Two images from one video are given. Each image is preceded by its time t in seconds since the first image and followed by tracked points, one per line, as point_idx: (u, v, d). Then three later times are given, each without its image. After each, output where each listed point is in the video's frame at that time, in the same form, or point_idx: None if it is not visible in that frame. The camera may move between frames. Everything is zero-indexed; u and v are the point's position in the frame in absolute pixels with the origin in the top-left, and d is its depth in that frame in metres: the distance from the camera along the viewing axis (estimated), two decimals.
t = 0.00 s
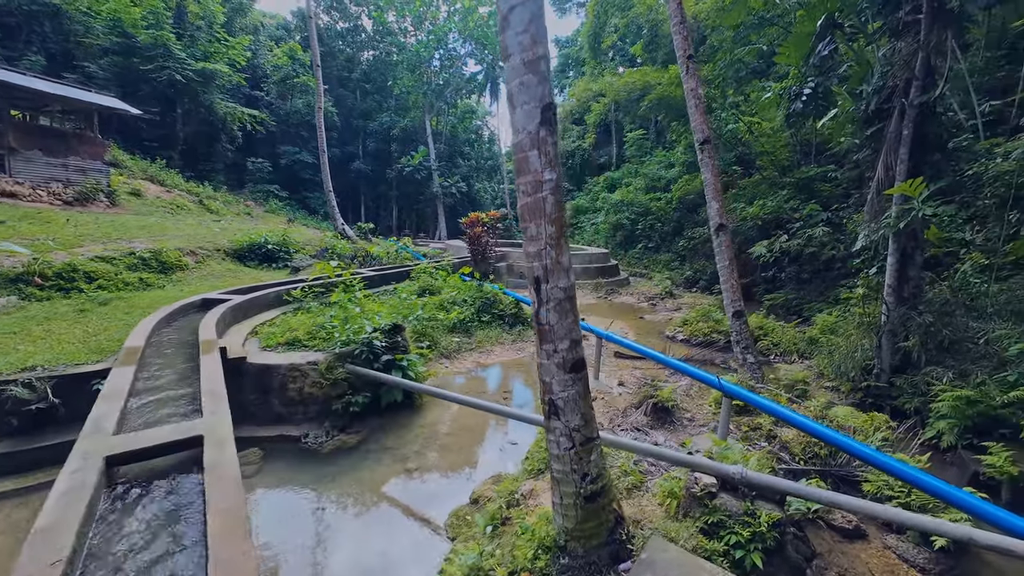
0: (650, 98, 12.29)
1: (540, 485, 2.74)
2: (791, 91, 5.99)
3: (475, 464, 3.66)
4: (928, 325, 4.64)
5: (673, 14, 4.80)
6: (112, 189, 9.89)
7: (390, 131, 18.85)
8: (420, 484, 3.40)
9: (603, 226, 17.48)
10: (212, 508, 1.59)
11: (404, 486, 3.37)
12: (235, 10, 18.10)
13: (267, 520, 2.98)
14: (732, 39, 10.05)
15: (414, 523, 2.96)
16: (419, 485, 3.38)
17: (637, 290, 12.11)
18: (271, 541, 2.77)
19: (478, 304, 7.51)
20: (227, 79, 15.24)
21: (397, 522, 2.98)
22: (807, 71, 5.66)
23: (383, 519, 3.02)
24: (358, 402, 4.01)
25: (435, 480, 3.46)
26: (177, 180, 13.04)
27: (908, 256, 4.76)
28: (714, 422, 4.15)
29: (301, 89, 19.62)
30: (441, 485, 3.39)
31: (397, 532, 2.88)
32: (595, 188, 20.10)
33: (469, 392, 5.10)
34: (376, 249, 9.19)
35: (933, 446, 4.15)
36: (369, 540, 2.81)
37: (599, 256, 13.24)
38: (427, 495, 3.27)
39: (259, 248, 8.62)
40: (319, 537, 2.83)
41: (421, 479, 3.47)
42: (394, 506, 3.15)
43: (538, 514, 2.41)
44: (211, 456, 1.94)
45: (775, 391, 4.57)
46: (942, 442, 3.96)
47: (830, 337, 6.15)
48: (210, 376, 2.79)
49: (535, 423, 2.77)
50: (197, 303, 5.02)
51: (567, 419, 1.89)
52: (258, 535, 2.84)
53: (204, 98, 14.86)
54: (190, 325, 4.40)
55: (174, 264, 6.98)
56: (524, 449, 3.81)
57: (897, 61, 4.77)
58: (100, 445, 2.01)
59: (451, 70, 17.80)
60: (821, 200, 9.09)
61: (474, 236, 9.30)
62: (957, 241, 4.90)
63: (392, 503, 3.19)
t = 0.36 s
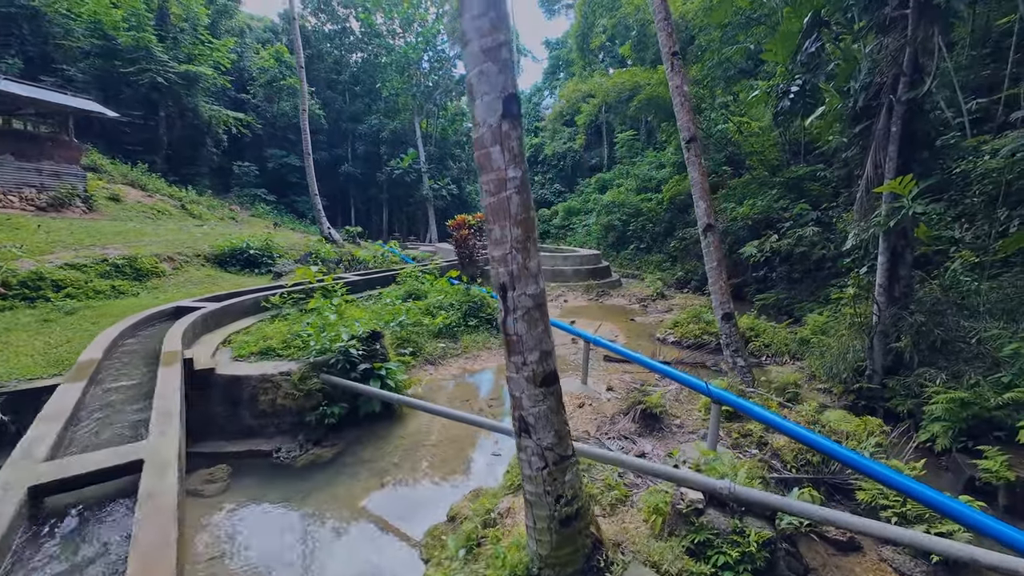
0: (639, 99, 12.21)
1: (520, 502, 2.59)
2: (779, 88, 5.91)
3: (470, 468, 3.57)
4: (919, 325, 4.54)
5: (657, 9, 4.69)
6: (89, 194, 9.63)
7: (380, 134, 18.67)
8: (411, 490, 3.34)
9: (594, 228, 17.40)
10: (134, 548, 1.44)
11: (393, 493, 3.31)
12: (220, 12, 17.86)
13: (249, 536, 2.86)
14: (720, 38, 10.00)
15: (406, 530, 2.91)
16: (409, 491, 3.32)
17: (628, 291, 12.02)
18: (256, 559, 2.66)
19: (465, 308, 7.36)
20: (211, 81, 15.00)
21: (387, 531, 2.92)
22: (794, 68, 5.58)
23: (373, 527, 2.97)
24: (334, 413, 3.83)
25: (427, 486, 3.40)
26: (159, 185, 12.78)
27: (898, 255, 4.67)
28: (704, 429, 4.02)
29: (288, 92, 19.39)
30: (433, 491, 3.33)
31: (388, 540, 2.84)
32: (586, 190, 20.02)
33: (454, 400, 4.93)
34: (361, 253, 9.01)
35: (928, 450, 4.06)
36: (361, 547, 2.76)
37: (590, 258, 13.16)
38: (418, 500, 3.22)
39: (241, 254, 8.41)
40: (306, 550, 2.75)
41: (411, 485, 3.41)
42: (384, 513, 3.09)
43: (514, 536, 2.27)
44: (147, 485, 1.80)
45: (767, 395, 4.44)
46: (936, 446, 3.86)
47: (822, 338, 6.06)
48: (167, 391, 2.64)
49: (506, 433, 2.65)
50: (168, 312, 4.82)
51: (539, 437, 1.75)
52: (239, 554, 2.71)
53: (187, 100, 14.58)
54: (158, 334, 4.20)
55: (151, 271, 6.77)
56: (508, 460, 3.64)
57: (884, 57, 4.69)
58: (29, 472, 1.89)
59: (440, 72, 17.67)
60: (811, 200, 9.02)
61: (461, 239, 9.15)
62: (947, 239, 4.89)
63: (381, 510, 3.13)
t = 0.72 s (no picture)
0: (629, 101, 12.16)
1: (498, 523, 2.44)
2: (767, 89, 5.83)
3: (465, 473, 3.48)
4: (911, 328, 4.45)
5: (642, 7, 4.58)
6: (65, 199, 9.35)
7: (369, 137, 18.49)
8: (405, 497, 3.25)
9: (585, 230, 17.33)
10: None
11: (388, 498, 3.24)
12: (206, 14, 17.62)
13: (234, 548, 2.77)
14: (708, 39, 9.95)
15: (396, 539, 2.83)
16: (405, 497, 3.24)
17: (620, 294, 11.93)
18: (238, 572, 2.58)
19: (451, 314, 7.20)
20: (195, 84, 14.73)
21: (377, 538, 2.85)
22: (782, 68, 5.50)
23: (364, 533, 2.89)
24: (308, 427, 3.65)
25: (422, 491, 3.31)
26: (141, 189, 12.50)
27: (889, 257, 4.57)
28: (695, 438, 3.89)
29: (275, 95, 19.14)
30: (428, 497, 3.24)
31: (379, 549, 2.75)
32: (578, 192, 19.95)
33: (439, 410, 4.76)
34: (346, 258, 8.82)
35: (923, 457, 3.96)
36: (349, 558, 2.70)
37: (581, 260, 13.06)
38: (412, 507, 3.14)
39: (222, 259, 8.18)
40: (292, 562, 2.67)
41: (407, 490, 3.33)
42: (377, 520, 3.02)
43: (489, 564, 2.11)
44: (71, 521, 1.63)
45: (759, 402, 4.31)
46: (931, 453, 3.76)
47: (813, 341, 5.97)
48: (121, 411, 2.47)
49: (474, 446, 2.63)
50: (136, 321, 4.61)
51: (509, 461, 1.59)
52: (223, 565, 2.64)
53: (171, 103, 14.30)
54: (122, 345, 3.99)
55: (125, 278, 6.53)
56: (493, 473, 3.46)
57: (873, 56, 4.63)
58: None
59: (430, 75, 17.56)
60: (801, 201, 8.97)
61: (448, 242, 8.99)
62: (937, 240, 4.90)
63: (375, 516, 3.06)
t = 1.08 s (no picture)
0: (618, 104, 12.11)
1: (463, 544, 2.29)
2: (751, 90, 5.77)
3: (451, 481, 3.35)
4: (897, 332, 4.36)
5: (622, 5, 4.49)
6: (37, 203, 9.07)
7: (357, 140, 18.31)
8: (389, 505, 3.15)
9: (575, 234, 17.27)
10: None
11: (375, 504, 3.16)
12: (190, 16, 17.39)
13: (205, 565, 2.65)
14: (695, 41, 9.91)
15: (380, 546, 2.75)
16: (392, 503, 3.16)
17: (608, 298, 11.86)
18: None
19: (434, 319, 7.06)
20: (178, 86, 14.48)
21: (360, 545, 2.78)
22: (766, 69, 5.44)
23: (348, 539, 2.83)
24: (272, 440, 3.47)
25: (411, 498, 3.22)
26: (120, 193, 12.21)
27: (874, 259, 4.50)
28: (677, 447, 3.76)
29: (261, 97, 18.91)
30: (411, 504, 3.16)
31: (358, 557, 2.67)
32: (568, 196, 19.90)
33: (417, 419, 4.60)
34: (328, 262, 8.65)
35: (910, 464, 3.87)
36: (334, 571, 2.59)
37: (570, 264, 12.99)
38: (399, 514, 3.06)
39: (199, 264, 7.96)
40: None
41: (395, 496, 3.26)
42: (363, 526, 2.96)
43: None
44: None
45: (744, 409, 4.19)
46: (918, 460, 3.67)
47: (800, 345, 5.88)
48: (47, 430, 2.32)
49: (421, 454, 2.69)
50: (97, 329, 4.40)
51: (458, 485, 1.45)
52: None
53: (152, 105, 14.04)
54: (77, 355, 3.79)
55: (93, 284, 6.30)
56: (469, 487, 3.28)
57: (856, 56, 4.57)
58: None
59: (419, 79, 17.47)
60: (787, 204, 8.96)
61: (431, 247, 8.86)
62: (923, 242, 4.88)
63: (361, 521, 3.00)
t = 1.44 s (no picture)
0: (608, 109, 12.07)
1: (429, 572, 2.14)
2: (740, 94, 5.69)
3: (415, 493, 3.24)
4: (888, 338, 4.27)
5: (606, 6, 4.40)
6: (14, 207, 8.84)
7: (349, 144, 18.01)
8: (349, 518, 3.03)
9: (567, 238, 17.20)
10: None
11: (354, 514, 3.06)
12: (178, 19, 17.20)
13: None
14: (684, 46, 9.87)
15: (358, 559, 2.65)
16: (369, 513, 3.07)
17: (600, 303, 11.76)
18: None
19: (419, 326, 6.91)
20: (163, 89, 14.26)
21: (336, 556, 2.68)
22: (754, 72, 5.37)
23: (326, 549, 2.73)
24: (239, 457, 3.30)
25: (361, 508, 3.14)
26: (103, 197, 11.96)
27: (865, 265, 4.41)
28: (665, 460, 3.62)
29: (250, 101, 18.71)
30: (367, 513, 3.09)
31: (335, 569, 2.58)
32: (561, 201, 19.83)
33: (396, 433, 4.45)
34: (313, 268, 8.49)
35: (903, 475, 3.76)
36: None
37: (562, 269, 12.89)
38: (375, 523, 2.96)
39: (179, 270, 7.77)
40: None
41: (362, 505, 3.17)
42: (343, 536, 2.86)
43: None
44: None
45: (733, 419, 4.07)
46: (912, 472, 3.55)
47: (791, 351, 5.79)
48: None
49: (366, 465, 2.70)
50: (61, 338, 4.21)
51: (408, 520, 1.30)
52: None
53: (137, 108, 13.82)
54: (34, 367, 3.59)
55: (65, 291, 6.09)
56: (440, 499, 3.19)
57: (844, 58, 4.50)
58: None
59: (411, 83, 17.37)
60: (778, 209, 8.93)
61: (417, 252, 8.72)
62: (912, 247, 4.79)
63: (341, 532, 2.90)
